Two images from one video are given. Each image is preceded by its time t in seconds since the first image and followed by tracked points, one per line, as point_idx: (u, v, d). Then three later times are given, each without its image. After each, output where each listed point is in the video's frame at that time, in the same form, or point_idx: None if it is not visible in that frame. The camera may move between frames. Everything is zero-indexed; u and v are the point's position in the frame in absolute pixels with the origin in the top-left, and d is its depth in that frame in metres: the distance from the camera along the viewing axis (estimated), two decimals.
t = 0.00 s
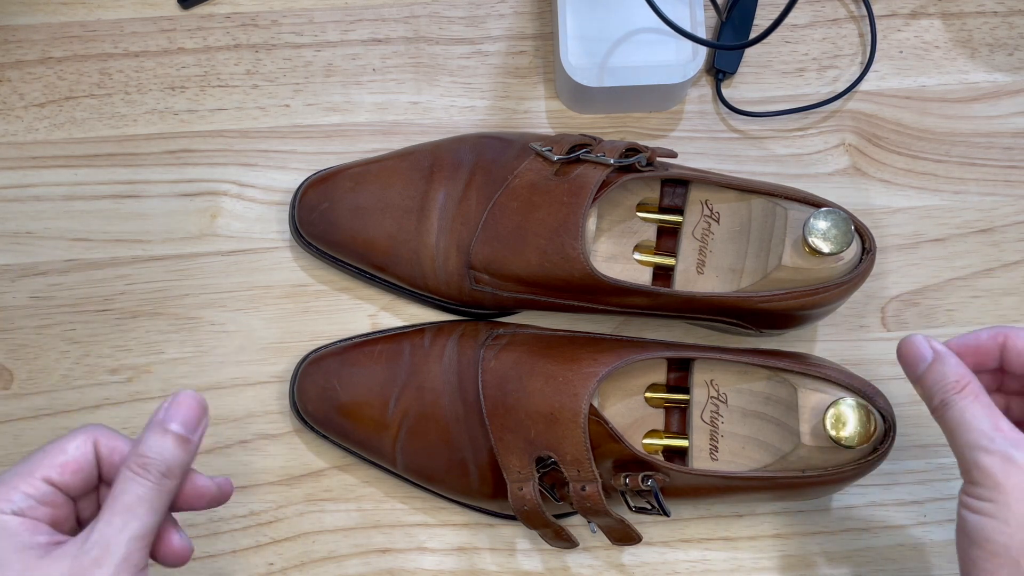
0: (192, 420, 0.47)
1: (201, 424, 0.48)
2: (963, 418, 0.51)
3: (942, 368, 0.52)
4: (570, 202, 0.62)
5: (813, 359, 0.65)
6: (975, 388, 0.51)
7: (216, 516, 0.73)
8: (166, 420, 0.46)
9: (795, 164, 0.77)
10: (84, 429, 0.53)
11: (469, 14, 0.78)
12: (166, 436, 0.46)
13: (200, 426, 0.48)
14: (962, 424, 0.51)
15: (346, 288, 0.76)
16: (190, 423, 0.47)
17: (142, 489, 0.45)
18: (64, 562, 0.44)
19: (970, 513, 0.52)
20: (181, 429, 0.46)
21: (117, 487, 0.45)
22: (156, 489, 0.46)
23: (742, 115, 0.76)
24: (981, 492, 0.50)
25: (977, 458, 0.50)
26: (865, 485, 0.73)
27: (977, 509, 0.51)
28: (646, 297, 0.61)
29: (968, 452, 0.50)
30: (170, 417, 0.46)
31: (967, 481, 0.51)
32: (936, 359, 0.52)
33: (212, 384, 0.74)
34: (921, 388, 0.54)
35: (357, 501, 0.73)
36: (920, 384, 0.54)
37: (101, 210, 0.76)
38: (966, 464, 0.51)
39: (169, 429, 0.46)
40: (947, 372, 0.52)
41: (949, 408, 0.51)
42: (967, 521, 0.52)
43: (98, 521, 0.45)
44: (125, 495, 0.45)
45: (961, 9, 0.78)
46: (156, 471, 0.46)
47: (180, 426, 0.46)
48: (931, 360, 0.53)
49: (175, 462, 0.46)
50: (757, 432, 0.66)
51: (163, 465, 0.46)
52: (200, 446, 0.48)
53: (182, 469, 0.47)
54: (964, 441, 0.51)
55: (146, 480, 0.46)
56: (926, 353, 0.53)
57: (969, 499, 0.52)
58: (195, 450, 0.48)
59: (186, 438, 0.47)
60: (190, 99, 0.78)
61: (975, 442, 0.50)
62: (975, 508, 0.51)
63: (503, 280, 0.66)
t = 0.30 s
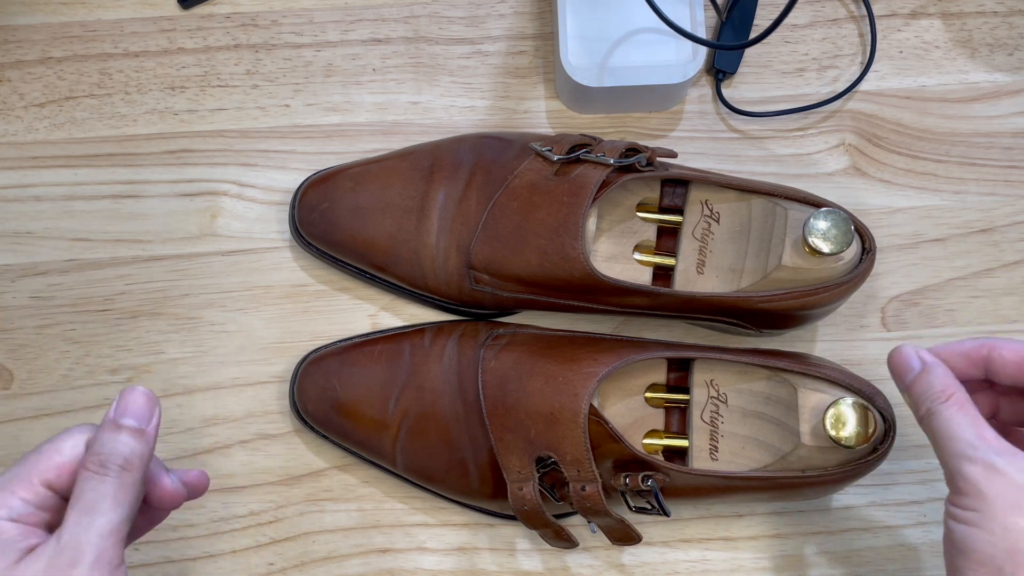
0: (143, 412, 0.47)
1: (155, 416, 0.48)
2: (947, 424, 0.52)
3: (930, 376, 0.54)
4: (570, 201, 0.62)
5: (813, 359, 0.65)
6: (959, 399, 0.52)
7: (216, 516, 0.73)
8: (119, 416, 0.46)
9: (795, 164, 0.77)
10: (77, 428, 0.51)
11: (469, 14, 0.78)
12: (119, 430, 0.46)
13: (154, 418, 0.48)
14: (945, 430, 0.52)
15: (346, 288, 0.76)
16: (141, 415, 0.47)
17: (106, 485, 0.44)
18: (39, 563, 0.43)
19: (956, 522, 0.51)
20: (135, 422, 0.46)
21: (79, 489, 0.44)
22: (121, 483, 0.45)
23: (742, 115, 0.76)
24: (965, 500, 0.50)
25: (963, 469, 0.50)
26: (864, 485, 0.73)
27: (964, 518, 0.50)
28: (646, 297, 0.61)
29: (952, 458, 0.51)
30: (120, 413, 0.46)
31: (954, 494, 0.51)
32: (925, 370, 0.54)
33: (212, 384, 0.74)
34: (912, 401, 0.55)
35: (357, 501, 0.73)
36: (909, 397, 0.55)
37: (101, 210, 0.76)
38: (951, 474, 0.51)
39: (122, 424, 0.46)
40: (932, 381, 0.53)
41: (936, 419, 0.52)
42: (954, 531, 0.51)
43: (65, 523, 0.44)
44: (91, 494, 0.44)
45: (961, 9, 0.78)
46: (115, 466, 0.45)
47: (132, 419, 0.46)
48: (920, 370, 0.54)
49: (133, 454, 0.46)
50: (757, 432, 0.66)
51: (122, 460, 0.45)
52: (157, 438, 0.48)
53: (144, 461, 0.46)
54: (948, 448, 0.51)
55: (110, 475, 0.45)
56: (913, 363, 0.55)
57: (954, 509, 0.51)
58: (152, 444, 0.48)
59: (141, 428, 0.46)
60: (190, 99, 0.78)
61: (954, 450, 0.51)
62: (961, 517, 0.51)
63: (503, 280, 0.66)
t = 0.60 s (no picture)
0: (108, 336, 0.43)
1: (120, 338, 0.44)
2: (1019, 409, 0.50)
3: None
4: (570, 201, 0.62)
5: (813, 359, 0.65)
6: None
7: (215, 517, 0.73)
8: (80, 344, 0.43)
9: (795, 165, 0.77)
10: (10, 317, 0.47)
11: (469, 14, 0.78)
12: (83, 359, 0.42)
13: (120, 341, 0.44)
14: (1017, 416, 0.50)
15: (346, 288, 0.76)
16: (106, 339, 0.43)
17: (78, 419, 0.41)
18: (19, 512, 0.40)
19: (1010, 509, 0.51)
20: (99, 346, 0.43)
21: (47, 426, 0.41)
22: (95, 414, 0.42)
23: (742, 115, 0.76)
24: None
25: None
26: (864, 485, 0.73)
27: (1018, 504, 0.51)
28: (646, 297, 0.61)
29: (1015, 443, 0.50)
30: (83, 340, 0.43)
31: None
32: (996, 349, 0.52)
33: (212, 384, 0.74)
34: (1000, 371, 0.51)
35: (357, 501, 0.73)
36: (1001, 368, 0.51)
37: (101, 210, 0.76)
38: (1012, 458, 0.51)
39: (85, 352, 0.43)
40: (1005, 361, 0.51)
41: None
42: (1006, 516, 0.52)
43: (38, 467, 0.41)
44: (62, 431, 0.41)
45: (961, 8, 0.78)
46: (86, 397, 0.42)
47: (97, 344, 0.43)
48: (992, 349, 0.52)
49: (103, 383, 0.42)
50: (757, 432, 0.66)
51: (94, 390, 0.42)
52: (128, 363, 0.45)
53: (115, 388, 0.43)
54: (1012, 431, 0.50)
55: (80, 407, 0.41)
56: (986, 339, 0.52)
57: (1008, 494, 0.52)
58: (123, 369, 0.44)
59: (107, 354, 0.43)
60: (190, 99, 0.78)
61: None
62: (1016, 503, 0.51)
63: (503, 280, 0.66)
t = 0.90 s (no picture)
0: (157, 371, 0.47)
1: (168, 375, 0.48)
2: (978, 430, 0.50)
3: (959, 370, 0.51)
4: (570, 201, 0.62)
5: (813, 359, 0.65)
6: (990, 399, 0.51)
7: (215, 516, 0.73)
8: (130, 377, 0.47)
9: (795, 165, 0.77)
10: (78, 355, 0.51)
11: (469, 14, 0.78)
12: (136, 391, 0.46)
13: (168, 377, 0.48)
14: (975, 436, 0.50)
15: (346, 288, 0.76)
16: (155, 374, 0.47)
17: (128, 441, 0.45)
18: (70, 519, 0.44)
19: (987, 530, 0.51)
20: (149, 380, 0.47)
21: (100, 446, 0.45)
22: (142, 439, 0.46)
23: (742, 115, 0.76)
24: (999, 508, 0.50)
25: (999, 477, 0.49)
26: (865, 485, 0.73)
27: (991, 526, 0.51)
28: (646, 297, 0.61)
29: (980, 463, 0.50)
30: (134, 374, 0.47)
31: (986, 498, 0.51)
32: (954, 368, 0.52)
33: (212, 384, 0.74)
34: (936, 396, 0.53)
35: (357, 501, 0.73)
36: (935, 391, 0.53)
37: (101, 210, 0.76)
38: (979, 478, 0.51)
39: (137, 385, 0.46)
40: (961, 379, 0.51)
41: (966, 419, 0.51)
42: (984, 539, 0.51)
43: (89, 481, 0.44)
44: (112, 451, 0.45)
45: (961, 8, 0.78)
46: (135, 422, 0.46)
47: (147, 379, 0.47)
48: (950, 369, 0.52)
49: (151, 412, 0.46)
50: (757, 432, 0.66)
51: (142, 418, 0.46)
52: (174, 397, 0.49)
53: (162, 416, 0.47)
54: (975, 451, 0.50)
55: (131, 431, 0.46)
56: (942, 358, 0.52)
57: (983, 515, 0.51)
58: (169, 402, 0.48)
59: (156, 387, 0.47)
60: (190, 99, 0.78)
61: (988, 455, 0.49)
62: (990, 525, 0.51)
63: (503, 280, 0.66)
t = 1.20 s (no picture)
0: (130, 355, 0.47)
1: (142, 358, 0.48)
2: None
3: None
4: (570, 201, 0.62)
5: (813, 359, 0.65)
6: None
7: (215, 516, 0.73)
8: (103, 359, 0.46)
9: (795, 165, 0.77)
10: (37, 326, 0.52)
11: (469, 14, 0.78)
12: (108, 373, 0.46)
13: (141, 361, 0.48)
14: None
15: (346, 288, 0.76)
16: (128, 357, 0.47)
17: (94, 424, 0.44)
18: (31, 505, 0.44)
19: None
20: (121, 363, 0.46)
21: (65, 431, 0.44)
22: (110, 423, 0.45)
23: (742, 115, 0.76)
24: None
25: None
26: (864, 485, 0.73)
27: None
28: (646, 297, 0.61)
29: None
30: (106, 356, 0.46)
31: None
32: None
33: (212, 384, 0.74)
34: None
35: (356, 501, 0.73)
36: None
37: (101, 210, 0.76)
38: None
39: (109, 368, 0.46)
40: None
41: None
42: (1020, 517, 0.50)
43: (53, 465, 0.44)
44: (79, 432, 0.44)
45: (961, 9, 0.78)
46: (104, 406, 0.45)
47: (121, 362, 0.46)
48: None
49: (119, 395, 0.46)
50: (757, 432, 0.66)
51: (113, 401, 0.45)
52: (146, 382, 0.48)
53: (129, 399, 0.46)
54: None
55: (97, 416, 0.45)
56: None
57: None
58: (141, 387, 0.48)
59: (128, 371, 0.46)
60: (190, 99, 0.78)
61: None
62: None
63: (503, 280, 0.66)
